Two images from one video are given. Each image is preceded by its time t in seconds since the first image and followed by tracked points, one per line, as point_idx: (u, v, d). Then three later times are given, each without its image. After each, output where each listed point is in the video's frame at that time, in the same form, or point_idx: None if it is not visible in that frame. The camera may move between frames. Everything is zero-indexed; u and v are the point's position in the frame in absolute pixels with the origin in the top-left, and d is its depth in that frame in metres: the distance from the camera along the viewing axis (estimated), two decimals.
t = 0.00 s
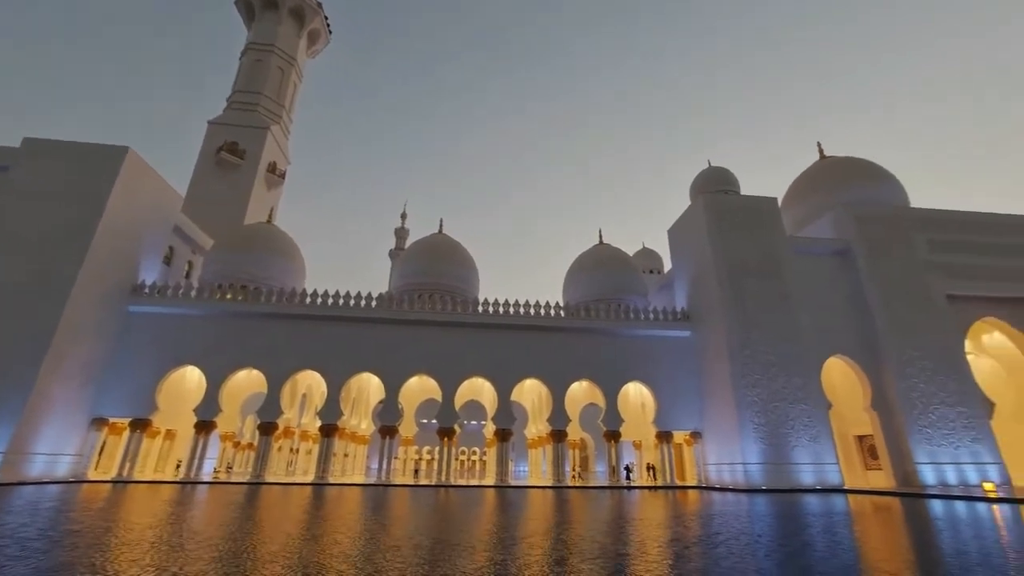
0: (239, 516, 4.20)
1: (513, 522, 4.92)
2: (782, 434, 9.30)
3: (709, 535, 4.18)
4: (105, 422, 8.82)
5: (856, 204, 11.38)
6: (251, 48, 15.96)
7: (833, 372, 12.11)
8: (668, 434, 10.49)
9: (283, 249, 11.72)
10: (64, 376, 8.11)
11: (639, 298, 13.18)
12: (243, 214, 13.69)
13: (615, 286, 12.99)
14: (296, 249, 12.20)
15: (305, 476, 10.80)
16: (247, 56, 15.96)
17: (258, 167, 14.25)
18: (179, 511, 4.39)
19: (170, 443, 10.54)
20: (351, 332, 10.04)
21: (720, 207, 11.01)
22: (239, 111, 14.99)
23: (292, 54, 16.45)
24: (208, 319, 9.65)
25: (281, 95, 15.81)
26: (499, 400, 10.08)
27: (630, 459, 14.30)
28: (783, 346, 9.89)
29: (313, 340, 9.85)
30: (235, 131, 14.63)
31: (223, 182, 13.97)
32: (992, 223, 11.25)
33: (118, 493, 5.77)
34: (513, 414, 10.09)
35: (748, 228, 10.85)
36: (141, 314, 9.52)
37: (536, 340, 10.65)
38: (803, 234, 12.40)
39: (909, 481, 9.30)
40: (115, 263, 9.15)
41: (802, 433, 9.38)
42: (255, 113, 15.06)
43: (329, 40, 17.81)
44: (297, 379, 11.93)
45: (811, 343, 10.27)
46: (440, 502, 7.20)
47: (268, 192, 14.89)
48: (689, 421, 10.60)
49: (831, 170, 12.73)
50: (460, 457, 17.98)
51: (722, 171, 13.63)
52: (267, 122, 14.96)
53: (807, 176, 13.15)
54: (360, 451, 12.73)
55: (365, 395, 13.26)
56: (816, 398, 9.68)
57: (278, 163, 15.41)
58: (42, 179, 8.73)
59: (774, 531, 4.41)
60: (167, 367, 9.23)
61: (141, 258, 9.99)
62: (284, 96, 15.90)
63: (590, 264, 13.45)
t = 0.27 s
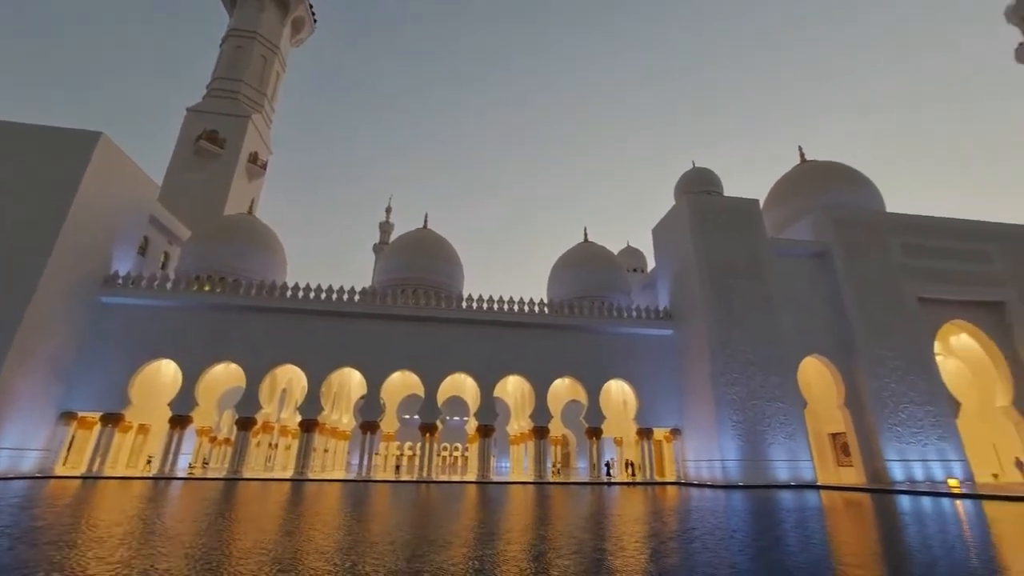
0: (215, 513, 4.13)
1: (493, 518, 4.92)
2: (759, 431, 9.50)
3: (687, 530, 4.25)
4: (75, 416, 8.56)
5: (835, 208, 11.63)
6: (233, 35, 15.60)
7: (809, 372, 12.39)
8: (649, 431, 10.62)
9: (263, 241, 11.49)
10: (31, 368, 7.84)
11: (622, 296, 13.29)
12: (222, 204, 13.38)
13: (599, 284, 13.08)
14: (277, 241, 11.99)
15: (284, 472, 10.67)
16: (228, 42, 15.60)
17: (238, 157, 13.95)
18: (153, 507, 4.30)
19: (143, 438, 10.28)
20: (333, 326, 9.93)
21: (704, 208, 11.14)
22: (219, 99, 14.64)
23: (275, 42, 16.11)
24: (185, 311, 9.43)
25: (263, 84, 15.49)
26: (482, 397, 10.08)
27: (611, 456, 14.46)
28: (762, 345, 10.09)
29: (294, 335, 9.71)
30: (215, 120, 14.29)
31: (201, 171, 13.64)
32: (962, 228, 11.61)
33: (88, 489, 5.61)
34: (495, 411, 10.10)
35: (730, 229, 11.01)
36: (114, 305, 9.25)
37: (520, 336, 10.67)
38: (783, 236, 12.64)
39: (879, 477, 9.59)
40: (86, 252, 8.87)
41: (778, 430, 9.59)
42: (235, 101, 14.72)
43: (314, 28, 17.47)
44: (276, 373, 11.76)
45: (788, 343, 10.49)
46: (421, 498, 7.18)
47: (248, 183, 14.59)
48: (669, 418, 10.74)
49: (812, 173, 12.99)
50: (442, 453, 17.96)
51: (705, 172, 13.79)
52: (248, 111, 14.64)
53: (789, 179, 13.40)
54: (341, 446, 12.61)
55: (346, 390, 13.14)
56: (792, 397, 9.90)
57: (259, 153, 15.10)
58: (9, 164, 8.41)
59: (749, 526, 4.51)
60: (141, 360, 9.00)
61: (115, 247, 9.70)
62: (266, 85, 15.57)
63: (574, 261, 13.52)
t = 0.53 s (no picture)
0: (190, 508, 4.06)
1: (476, 513, 4.93)
2: (738, 427, 9.69)
3: (666, 524, 4.32)
4: (45, 409, 8.31)
5: (815, 210, 11.86)
6: (214, 19, 15.22)
7: (787, 370, 12.65)
8: (631, 427, 10.73)
9: (244, 232, 11.27)
10: None
11: (607, 293, 13.38)
12: (202, 194, 13.09)
13: (584, 281, 13.14)
14: (259, 233, 11.78)
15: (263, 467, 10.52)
16: (209, 27, 15.23)
17: (219, 146, 13.64)
18: (128, 502, 4.22)
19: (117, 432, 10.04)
20: (316, 319, 9.81)
21: (689, 207, 11.25)
22: (199, 85, 14.29)
23: (258, 29, 15.76)
24: (162, 302, 9.22)
25: (245, 71, 15.16)
26: (466, 392, 10.08)
27: (593, 451, 14.59)
28: (742, 344, 10.26)
29: (275, 328, 9.57)
30: (195, 107, 13.95)
31: (180, 159, 13.31)
32: (936, 232, 11.95)
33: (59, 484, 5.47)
34: (479, 406, 10.10)
35: (713, 229, 11.15)
36: (87, 295, 8.99)
37: (505, 332, 10.68)
38: (764, 237, 12.86)
39: (852, 473, 9.86)
40: (57, 240, 8.60)
41: (756, 427, 9.78)
42: (216, 88, 14.38)
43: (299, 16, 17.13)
44: (257, 367, 11.56)
45: (768, 341, 10.69)
46: (403, 493, 7.16)
47: (229, 173, 14.29)
48: (651, 415, 10.87)
49: (794, 175, 13.23)
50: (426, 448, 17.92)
51: (690, 172, 13.92)
52: (230, 99, 14.32)
53: (771, 181, 13.63)
54: (322, 441, 12.49)
55: (329, 384, 13.00)
56: (770, 394, 10.10)
57: (241, 143, 14.79)
58: None
59: (728, 520, 4.60)
60: (116, 352, 8.78)
61: (88, 236, 9.42)
62: (248, 72, 15.24)
63: (560, 258, 13.56)
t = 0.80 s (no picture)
0: (169, 504, 3.99)
1: (460, 508, 4.93)
2: (720, 423, 9.84)
3: (648, 518, 4.39)
4: (15, 404, 8.07)
5: (797, 209, 12.05)
6: (194, 5, 14.84)
7: (769, 366, 12.88)
8: (615, 422, 10.82)
9: (225, 224, 11.06)
10: None
11: (593, 290, 13.43)
12: (181, 184, 12.78)
13: (570, 278, 13.18)
14: (241, 225, 11.57)
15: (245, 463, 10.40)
16: (189, 13, 14.85)
17: (199, 135, 13.33)
18: (104, 500, 4.13)
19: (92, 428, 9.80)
20: (299, 314, 9.68)
21: (674, 205, 11.34)
22: (178, 72, 13.93)
23: (240, 16, 15.39)
24: (140, 295, 9.00)
25: (226, 59, 14.81)
26: (452, 387, 10.06)
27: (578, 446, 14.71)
28: (725, 341, 10.41)
29: (257, 322, 9.42)
30: (173, 94, 13.60)
31: (159, 148, 12.97)
32: (913, 233, 12.26)
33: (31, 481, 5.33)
34: (464, 401, 10.10)
35: (698, 227, 11.27)
36: (60, 287, 8.73)
37: (491, 328, 10.67)
38: (747, 235, 13.04)
39: (829, 467, 10.10)
40: (29, 230, 8.33)
41: (737, 422, 9.95)
42: (196, 75, 14.03)
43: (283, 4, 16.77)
44: (238, 362, 11.39)
45: (750, 339, 10.86)
46: (388, 489, 7.13)
47: (210, 163, 13.98)
48: (636, 410, 10.98)
49: (777, 175, 13.44)
50: (410, 444, 17.89)
51: (677, 170, 14.03)
52: (210, 87, 13.98)
53: (755, 180, 13.83)
54: (306, 436, 12.38)
55: (312, 379, 12.86)
56: (752, 390, 10.27)
57: (222, 132, 14.47)
58: None
59: (709, 513, 4.69)
60: (91, 346, 8.55)
61: (61, 226, 9.15)
62: (229, 60, 14.89)
63: (546, 254, 13.59)
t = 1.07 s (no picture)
0: (142, 501, 3.90)
1: (442, 503, 4.93)
2: (700, 418, 10.01)
3: (629, 512, 4.46)
4: None
5: (777, 209, 12.28)
6: None
7: (747, 362, 13.14)
8: (597, 417, 10.92)
9: (203, 214, 10.79)
10: None
11: (576, 285, 13.49)
12: (156, 171, 12.41)
13: (555, 273, 13.22)
14: (219, 215, 11.30)
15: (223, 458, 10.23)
16: None
17: (175, 121, 12.96)
18: (75, 496, 4.02)
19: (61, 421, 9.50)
20: (279, 307, 9.53)
21: (658, 203, 11.44)
22: (153, 56, 13.51)
23: None
24: (112, 286, 8.74)
25: (204, 43, 14.40)
26: (434, 382, 10.03)
27: (560, 441, 14.84)
28: (705, 337, 10.58)
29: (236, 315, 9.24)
30: (148, 78, 13.19)
31: (132, 134, 12.57)
32: (886, 234, 12.60)
33: None
34: (447, 396, 10.09)
35: (681, 224, 11.39)
36: (27, 277, 8.41)
37: (474, 322, 10.65)
38: (728, 234, 13.24)
39: (803, 461, 10.37)
40: None
41: (716, 417, 10.14)
42: (172, 60, 13.62)
43: None
44: (215, 355, 11.15)
45: (730, 335, 11.06)
46: (369, 483, 7.08)
47: (186, 150, 13.61)
48: (617, 405, 11.10)
49: (757, 174, 13.67)
50: (392, 438, 17.82)
51: (660, 167, 14.14)
52: (187, 72, 13.59)
53: (735, 179, 14.05)
54: (285, 431, 12.22)
55: (292, 373, 12.66)
56: (730, 386, 10.47)
57: (199, 119, 14.09)
58: None
59: (688, 507, 4.78)
60: (59, 338, 8.27)
61: (27, 213, 8.81)
62: (207, 45, 14.49)
63: (531, 249, 13.61)
